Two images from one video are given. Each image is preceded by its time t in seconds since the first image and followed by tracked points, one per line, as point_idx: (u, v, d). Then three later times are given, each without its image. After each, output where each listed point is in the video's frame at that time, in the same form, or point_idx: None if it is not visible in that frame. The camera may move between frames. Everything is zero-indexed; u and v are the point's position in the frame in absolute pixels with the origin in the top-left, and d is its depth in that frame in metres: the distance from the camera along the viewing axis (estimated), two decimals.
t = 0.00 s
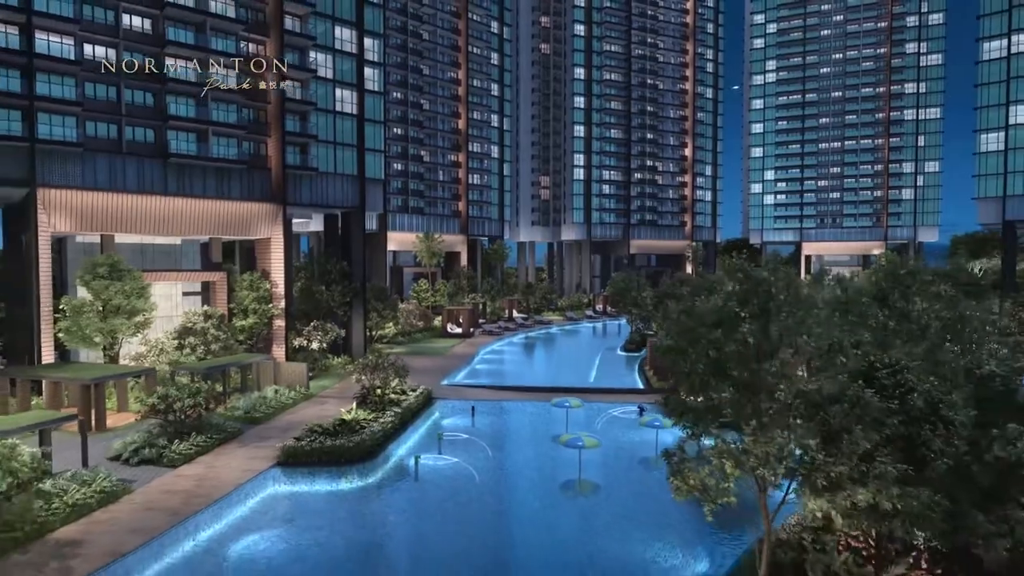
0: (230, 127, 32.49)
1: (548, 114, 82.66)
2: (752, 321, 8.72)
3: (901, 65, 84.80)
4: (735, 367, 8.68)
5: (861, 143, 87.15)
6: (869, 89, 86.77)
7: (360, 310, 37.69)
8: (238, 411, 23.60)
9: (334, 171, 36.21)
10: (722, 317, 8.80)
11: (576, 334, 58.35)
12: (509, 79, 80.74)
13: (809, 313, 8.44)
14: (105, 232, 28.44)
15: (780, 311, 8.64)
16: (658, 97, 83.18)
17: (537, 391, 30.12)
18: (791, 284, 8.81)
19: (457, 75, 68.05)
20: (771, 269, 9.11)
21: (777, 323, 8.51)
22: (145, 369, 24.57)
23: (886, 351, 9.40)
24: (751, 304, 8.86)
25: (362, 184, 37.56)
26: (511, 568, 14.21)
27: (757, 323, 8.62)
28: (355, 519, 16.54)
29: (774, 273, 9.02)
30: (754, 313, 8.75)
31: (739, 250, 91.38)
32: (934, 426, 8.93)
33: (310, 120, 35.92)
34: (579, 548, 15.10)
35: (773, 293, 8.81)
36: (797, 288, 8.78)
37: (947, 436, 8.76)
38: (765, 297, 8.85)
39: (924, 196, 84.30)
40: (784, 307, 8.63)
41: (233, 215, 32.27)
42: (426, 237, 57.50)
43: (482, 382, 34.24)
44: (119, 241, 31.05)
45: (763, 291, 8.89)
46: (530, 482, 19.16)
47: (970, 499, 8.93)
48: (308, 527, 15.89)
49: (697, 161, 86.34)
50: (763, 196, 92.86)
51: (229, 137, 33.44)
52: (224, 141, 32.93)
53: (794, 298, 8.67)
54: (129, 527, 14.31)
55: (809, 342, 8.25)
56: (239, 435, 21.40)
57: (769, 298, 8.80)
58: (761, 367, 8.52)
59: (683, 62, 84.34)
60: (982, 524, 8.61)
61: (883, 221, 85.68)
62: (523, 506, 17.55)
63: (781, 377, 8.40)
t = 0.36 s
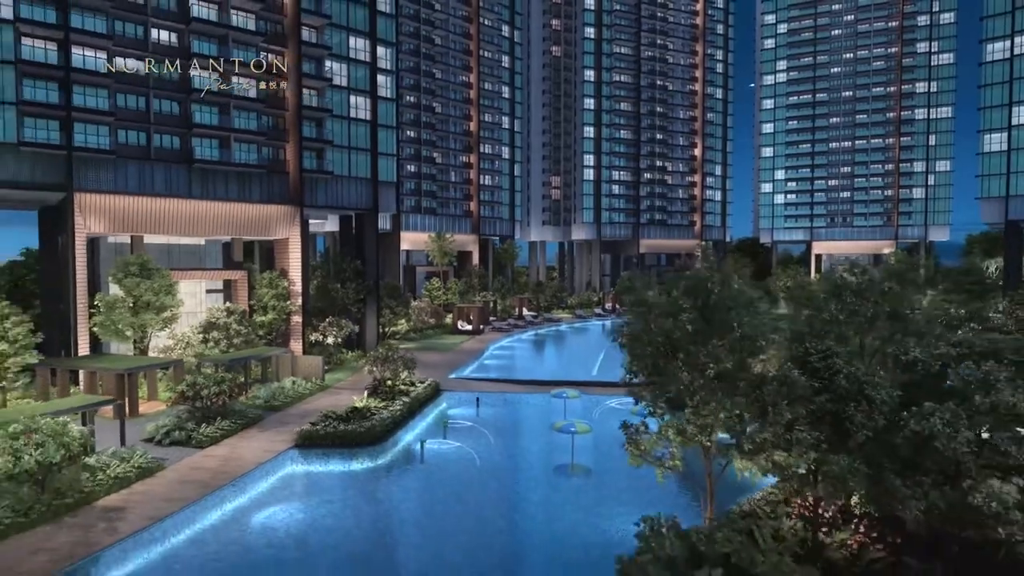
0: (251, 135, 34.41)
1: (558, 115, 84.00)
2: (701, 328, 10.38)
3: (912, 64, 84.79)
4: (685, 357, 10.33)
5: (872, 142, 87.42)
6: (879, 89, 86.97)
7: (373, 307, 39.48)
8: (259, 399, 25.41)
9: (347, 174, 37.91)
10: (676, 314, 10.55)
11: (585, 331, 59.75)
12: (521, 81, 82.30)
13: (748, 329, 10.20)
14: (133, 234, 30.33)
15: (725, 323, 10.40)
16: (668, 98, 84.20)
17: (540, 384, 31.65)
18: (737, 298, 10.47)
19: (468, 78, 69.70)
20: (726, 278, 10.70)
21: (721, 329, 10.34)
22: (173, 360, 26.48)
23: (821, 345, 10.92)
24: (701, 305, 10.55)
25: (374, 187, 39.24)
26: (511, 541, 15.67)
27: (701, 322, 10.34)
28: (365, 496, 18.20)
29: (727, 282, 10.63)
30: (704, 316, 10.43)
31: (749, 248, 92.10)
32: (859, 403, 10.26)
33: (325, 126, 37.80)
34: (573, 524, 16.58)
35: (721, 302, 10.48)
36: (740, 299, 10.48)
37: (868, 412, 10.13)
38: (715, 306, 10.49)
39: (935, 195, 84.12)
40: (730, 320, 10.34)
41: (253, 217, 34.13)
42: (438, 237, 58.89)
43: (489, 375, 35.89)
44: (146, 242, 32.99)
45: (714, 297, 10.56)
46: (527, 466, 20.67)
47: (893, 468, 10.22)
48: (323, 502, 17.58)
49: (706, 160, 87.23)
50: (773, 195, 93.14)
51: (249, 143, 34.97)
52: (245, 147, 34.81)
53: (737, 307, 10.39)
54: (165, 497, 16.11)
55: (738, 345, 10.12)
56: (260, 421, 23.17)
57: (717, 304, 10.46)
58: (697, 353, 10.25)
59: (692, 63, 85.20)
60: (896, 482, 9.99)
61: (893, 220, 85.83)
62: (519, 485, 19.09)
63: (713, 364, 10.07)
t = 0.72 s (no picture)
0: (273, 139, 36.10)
1: (575, 115, 84.96)
2: (655, 319, 11.12)
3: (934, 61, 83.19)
4: (640, 345, 11.09)
5: (892, 140, 86.52)
6: (900, 86, 86.01)
7: (388, 304, 40.99)
8: (278, 390, 26.92)
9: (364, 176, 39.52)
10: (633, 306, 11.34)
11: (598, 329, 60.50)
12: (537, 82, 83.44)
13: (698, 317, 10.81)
14: (162, 234, 32.09)
15: (677, 314, 11.10)
16: (684, 98, 84.36)
17: (546, 378, 32.75)
18: (689, 291, 11.21)
19: (484, 80, 71.04)
20: (678, 272, 11.39)
21: (674, 319, 11.08)
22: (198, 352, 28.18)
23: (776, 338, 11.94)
24: (656, 297, 11.27)
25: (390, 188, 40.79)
26: (516, 524, 16.60)
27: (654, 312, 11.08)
28: (374, 478, 19.59)
29: (678, 276, 11.32)
30: (657, 308, 11.15)
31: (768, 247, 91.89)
32: (807, 389, 11.30)
33: (342, 131, 38.87)
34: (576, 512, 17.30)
35: (672, 295, 11.16)
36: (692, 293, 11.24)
37: (814, 397, 11.18)
38: (668, 297, 11.20)
39: (956, 193, 81.77)
40: (682, 310, 11.03)
41: (274, 218, 35.82)
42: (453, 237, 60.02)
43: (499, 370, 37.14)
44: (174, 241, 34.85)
45: (668, 288, 11.26)
46: (526, 453, 21.88)
47: (838, 448, 11.22)
48: (334, 483, 19.02)
49: (723, 159, 87.32)
50: (791, 194, 93.82)
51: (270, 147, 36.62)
52: (266, 150, 36.33)
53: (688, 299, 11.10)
54: (188, 475, 17.65)
55: (688, 332, 10.85)
56: (277, 410, 24.65)
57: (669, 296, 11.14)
58: (652, 341, 11.03)
59: (709, 62, 85.35)
60: (838, 459, 11.02)
61: (914, 219, 84.48)
62: (517, 471, 20.31)
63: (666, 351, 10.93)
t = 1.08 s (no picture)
0: (297, 142, 37.48)
1: (600, 114, 85.32)
2: (622, 310, 11.96)
3: (972, 52, 80.69)
4: (607, 335, 11.94)
5: (928, 135, 83.99)
6: (936, 79, 83.61)
7: (408, 301, 42.31)
8: (297, 381, 28.28)
9: (384, 177, 40.85)
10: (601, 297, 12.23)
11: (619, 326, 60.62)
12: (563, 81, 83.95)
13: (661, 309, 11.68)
14: (194, 233, 33.81)
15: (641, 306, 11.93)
16: (711, 94, 83.49)
17: (558, 373, 33.50)
18: (653, 284, 12.01)
19: (508, 80, 71.82)
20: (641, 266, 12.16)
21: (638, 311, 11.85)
22: (224, 345, 29.76)
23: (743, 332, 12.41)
24: (622, 290, 12.05)
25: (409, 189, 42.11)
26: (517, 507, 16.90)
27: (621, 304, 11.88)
28: (380, 465, 20.63)
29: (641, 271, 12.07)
30: (624, 300, 11.92)
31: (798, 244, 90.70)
32: (769, 381, 11.77)
33: (364, 133, 40.27)
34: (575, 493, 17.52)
35: (636, 287, 11.95)
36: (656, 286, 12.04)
37: (775, 388, 11.63)
38: (635, 289, 11.94)
39: (996, 189, 79.25)
40: (647, 302, 11.83)
41: (299, 218, 37.38)
42: (474, 235, 60.89)
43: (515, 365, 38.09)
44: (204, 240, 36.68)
45: (633, 282, 11.98)
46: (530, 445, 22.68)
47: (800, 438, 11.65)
48: (343, 469, 20.13)
49: (751, 156, 86.40)
50: (823, 190, 91.88)
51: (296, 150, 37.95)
52: (291, 152, 37.53)
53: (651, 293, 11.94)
54: (207, 459, 18.99)
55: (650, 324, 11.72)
56: (295, 401, 25.94)
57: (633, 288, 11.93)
58: (618, 331, 11.95)
59: (736, 58, 84.38)
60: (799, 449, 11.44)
61: (951, 216, 81.96)
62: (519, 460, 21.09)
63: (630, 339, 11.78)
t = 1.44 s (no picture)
0: (328, 143, 38.67)
1: (636, 111, 84.94)
2: (596, 302, 12.89)
3: None
4: (582, 327, 12.72)
5: (982, 126, 80.74)
6: (992, 67, 80.47)
7: (436, 298, 43.40)
8: (323, 373, 29.73)
9: (413, 177, 42.01)
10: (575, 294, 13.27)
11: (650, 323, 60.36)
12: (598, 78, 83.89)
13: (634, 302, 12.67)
14: (230, 233, 35.84)
15: (615, 298, 12.89)
16: (750, 88, 81.99)
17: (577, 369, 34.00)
18: (623, 279, 13.01)
19: (542, 78, 72.35)
20: (610, 265, 13.27)
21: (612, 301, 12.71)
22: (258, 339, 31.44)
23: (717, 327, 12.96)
24: (596, 285, 13.04)
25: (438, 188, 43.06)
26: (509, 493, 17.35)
27: (597, 295, 12.73)
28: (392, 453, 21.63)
29: (610, 268, 13.18)
30: (597, 292, 12.79)
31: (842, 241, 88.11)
32: (740, 375, 12.15)
33: (393, 134, 41.54)
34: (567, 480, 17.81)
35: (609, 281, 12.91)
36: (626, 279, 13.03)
37: (746, 382, 12.02)
38: (607, 284, 12.95)
39: None
40: (619, 293, 12.79)
41: (330, 217, 38.96)
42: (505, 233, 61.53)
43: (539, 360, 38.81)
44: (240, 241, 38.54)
45: (603, 278, 13.05)
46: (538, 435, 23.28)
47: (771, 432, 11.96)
48: (358, 456, 21.21)
49: (792, 151, 84.41)
50: (868, 185, 89.51)
51: (326, 151, 39.19)
52: (323, 155, 39.03)
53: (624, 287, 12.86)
54: (231, 442, 20.37)
55: (621, 317, 12.57)
56: (319, 391, 27.33)
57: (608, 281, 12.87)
58: (593, 325, 12.74)
59: (777, 51, 82.66)
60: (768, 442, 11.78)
61: (1007, 211, 78.71)
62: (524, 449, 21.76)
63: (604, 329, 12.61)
